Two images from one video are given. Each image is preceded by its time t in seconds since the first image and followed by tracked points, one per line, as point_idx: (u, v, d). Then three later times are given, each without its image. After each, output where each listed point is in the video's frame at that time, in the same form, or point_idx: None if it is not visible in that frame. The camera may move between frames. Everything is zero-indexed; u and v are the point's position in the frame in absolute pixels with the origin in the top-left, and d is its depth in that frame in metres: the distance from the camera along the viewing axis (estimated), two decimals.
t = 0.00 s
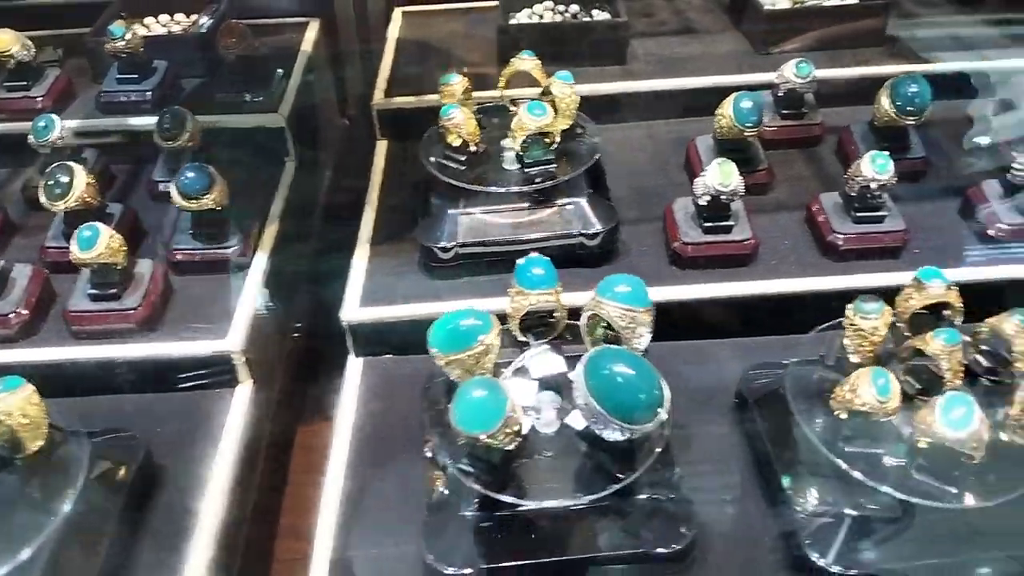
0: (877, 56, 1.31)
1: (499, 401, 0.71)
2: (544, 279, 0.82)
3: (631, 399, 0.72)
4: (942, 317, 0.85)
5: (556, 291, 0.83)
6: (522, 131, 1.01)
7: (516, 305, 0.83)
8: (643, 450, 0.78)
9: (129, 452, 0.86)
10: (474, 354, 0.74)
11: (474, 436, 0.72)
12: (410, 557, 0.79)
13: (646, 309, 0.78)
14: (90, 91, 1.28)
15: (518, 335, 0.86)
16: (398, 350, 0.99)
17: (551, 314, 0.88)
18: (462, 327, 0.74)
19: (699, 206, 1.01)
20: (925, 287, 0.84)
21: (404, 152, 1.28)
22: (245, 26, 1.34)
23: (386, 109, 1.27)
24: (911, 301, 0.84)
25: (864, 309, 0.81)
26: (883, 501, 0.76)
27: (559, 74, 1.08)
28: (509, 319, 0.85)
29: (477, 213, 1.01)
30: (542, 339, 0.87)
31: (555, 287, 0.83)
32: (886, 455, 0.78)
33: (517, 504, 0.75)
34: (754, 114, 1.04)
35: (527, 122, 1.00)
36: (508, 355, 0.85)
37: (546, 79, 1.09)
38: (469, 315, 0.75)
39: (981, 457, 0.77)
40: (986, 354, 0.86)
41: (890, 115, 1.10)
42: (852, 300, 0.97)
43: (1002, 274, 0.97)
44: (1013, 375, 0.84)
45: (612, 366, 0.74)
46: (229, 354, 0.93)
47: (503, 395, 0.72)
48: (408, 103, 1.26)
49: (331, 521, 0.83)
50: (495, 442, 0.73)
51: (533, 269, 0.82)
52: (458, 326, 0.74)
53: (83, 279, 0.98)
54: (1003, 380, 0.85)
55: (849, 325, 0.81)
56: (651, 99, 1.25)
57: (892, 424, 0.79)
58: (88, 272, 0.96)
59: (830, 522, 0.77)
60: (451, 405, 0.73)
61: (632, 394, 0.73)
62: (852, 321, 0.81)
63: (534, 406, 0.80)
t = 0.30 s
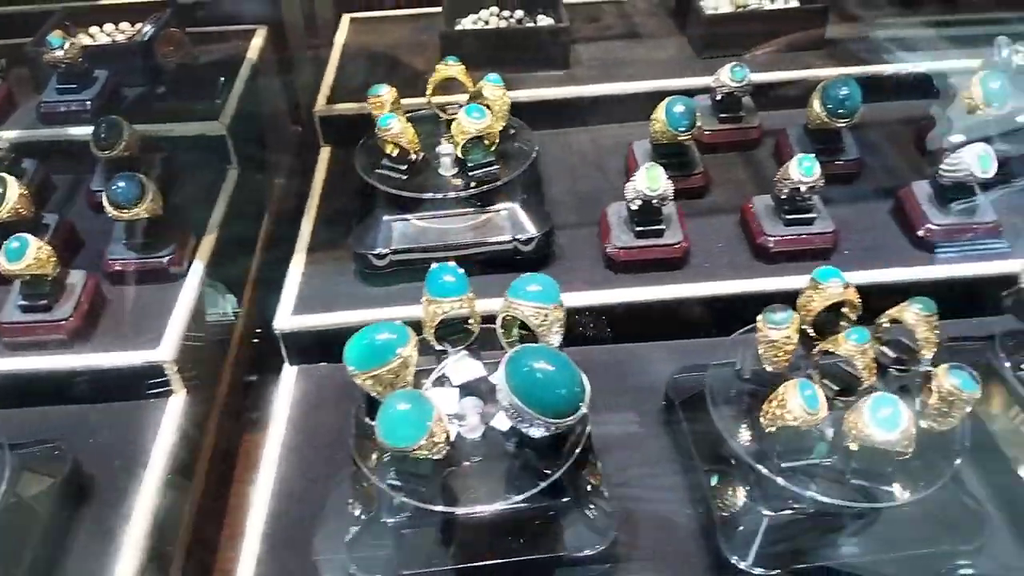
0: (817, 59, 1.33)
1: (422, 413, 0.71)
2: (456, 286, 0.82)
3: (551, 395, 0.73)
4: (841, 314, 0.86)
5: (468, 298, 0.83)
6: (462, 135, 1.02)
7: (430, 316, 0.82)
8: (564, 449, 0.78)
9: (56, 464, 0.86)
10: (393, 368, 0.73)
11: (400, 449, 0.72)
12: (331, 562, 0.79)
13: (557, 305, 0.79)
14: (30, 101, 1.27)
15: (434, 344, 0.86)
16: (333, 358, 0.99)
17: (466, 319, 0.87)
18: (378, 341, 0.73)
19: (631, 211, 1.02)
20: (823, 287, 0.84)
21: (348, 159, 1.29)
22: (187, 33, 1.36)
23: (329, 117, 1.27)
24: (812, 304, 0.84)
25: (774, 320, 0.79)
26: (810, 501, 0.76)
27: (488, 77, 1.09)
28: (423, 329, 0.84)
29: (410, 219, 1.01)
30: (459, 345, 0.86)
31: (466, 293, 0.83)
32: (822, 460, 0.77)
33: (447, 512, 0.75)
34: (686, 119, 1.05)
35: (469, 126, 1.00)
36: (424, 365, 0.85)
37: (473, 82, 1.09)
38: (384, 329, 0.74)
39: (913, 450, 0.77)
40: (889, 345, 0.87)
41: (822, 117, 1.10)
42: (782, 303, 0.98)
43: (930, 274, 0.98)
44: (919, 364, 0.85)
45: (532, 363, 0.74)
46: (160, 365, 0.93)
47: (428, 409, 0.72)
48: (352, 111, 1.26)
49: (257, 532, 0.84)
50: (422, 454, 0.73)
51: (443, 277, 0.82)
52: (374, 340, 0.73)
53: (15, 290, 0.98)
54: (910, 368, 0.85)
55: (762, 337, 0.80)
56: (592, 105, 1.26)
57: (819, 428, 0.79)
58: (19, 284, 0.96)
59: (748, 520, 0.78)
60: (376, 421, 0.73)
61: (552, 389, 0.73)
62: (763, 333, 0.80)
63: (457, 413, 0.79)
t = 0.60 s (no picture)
0: (781, 65, 1.34)
1: (385, 425, 0.73)
2: (395, 296, 0.83)
3: (506, 390, 0.75)
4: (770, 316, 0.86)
5: (407, 308, 0.84)
6: (429, 141, 1.04)
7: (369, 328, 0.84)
8: (510, 448, 0.80)
9: (17, 472, 0.87)
10: (345, 385, 0.74)
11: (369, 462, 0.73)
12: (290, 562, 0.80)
13: (497, 303, 0.82)
14: None
15: (377, 356, 0.86)
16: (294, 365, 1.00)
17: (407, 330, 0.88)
18: (325, 360, 0.74)
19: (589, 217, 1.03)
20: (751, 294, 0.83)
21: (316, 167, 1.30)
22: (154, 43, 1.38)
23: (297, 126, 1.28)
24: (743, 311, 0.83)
25: (716, 335, 0.78)
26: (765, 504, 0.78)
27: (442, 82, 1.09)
28: (364, 341, 0.85)
29: (370, 228, 1.02)
30: (404, 356, 0.87)
31: (405, 303, 0.84)
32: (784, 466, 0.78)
33: (419, 516, 0.76)
34: (644, 126, 1.07)
35: (435, 131, 1.02)
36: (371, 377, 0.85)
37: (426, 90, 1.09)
38: (330, 347, 0.75)
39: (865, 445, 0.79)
40: (821, 342, 0.87)
41: (779, 123, 1.11)
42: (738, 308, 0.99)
43: (887, 278, 0.99)
44: (852, 356, 0.85)
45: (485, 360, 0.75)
46: (122, 373, 0.94)
47: (390, 420, 0.74)
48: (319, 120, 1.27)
49: (214, 537, 0.84)
50: (386, 466, 0.75)
51: (380, 289, 0.83)
52: (321, 360, 0.74)
53: None
54: (845, 362, 0.85)
55: (705, 353, 0.79)
56: (557, 112, 1.27)
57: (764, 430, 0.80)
58: None
59: (695, 520, 0.80)
60: (339, 440, 0.73)
61: (506, 384, 0.75)
62: (707, 349, 0.79)
63: (411, 420, 0.80)
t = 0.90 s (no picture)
0: (742, 67, 1.32)
1: (316, 436, 0.72)
2: (314, 305, 0.82)
3: (437, 389, 0.73)
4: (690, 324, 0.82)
5: (326, 316, 0.84)
6: (382, 140, 1.02)
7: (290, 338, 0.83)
8: (439, 454, 0.80)
9: None
10: (269, 400, 0.72)
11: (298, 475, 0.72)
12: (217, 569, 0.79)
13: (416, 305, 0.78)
14: None
15: (297, 368, 0.85)
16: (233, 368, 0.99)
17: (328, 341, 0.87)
18: (246, 376, 0.72)
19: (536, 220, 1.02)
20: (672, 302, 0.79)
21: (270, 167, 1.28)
22: (110, 39, 1.32)
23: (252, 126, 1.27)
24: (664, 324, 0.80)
25: (646, 354, 0.75)
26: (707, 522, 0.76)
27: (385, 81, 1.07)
28: (283, 353, 0.84)
29: (314, 229, 1.01)
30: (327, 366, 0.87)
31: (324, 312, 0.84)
32: (729, 480, 0.77)
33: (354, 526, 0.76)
34: (596, 129, 1.06)
35: (388, 130, 1.00)
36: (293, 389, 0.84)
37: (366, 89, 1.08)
38: (251, 362, 0.73)
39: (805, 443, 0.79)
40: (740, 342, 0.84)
41: (732, 125, 1.10)
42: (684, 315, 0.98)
43: (839, 285, 0.97)
44: (773, 354, 0.84)
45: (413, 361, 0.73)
46: (56, 375, 0.92)
47: (320, 430, 0.72)
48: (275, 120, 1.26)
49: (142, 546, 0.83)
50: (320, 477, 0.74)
51: (299, 297, 0.82)
52: (242, 376, 0.72)
53: None
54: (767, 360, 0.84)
55: (635, 374, 0.76)
56: (514, 113, 1.26)
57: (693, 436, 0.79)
58: None
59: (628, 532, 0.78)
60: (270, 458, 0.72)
61: (436, 383, 0.73)
62: (638, 369, 0.76)
63: (341, 428, 0.79)
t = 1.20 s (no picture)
0: (682, 88, 1.31)
1: (205, 480, 0.70)
2: (189, 348, 0.80)
3: (325, 414, 0.71)
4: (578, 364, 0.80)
5: (201, 358, 0.81)
6: (301, 164, 1.01)
7: (164, 386, 0.80)
8: (337, 494, 0.79)
9: None
10: (151, 451, 0.71)
11: (191, 522, 0.70)
12: None
13: (299, 333, 0.75)
14: None
15: (178, 416, 0.82)
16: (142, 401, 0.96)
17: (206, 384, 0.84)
18: (123, 429, 0.70)
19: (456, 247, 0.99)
20: (556, 341, 0.78)
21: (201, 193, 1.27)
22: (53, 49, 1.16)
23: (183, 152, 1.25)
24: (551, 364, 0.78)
25: (541, 400, 0.73)
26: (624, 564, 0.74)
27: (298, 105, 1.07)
28: (160, 402, 0.80)
29: (228, 261, 0.99)
30: (208, 408, 0.84)
31: (199, 354, 0.81)
32: (636, 526, 0.75)
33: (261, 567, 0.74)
34: (520, 154, 1.05)
35: (308, 152, 1.00)
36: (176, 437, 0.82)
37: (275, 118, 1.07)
38: (129, 416, 0.72)
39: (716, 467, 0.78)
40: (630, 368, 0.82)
41: (660, 148, 1.09)
42: (601, 343, 0.96)
43: (754, 310, 0.96)
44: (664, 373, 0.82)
45: (299, 388, 0.71)
46: None
47: (210, 474, 0.71)
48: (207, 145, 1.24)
49: None
50: (216, 523, 0.72)
51: (171, 342, 0.80)
52: (118, 429, 0.70)
53: None
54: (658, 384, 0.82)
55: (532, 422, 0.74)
56: (451, 135, 1.23)
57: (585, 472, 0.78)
58: None
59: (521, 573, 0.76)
60: (159, 508, 0.70)
61: (324, 410, 0.71)
62: (535, 417, 0.74)
63: (233, 470, 0.78)
